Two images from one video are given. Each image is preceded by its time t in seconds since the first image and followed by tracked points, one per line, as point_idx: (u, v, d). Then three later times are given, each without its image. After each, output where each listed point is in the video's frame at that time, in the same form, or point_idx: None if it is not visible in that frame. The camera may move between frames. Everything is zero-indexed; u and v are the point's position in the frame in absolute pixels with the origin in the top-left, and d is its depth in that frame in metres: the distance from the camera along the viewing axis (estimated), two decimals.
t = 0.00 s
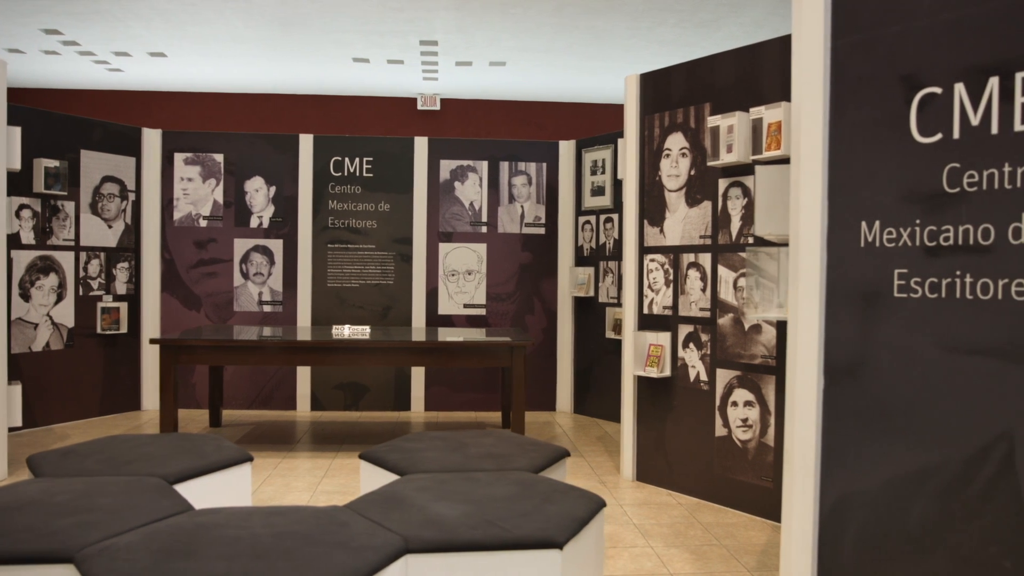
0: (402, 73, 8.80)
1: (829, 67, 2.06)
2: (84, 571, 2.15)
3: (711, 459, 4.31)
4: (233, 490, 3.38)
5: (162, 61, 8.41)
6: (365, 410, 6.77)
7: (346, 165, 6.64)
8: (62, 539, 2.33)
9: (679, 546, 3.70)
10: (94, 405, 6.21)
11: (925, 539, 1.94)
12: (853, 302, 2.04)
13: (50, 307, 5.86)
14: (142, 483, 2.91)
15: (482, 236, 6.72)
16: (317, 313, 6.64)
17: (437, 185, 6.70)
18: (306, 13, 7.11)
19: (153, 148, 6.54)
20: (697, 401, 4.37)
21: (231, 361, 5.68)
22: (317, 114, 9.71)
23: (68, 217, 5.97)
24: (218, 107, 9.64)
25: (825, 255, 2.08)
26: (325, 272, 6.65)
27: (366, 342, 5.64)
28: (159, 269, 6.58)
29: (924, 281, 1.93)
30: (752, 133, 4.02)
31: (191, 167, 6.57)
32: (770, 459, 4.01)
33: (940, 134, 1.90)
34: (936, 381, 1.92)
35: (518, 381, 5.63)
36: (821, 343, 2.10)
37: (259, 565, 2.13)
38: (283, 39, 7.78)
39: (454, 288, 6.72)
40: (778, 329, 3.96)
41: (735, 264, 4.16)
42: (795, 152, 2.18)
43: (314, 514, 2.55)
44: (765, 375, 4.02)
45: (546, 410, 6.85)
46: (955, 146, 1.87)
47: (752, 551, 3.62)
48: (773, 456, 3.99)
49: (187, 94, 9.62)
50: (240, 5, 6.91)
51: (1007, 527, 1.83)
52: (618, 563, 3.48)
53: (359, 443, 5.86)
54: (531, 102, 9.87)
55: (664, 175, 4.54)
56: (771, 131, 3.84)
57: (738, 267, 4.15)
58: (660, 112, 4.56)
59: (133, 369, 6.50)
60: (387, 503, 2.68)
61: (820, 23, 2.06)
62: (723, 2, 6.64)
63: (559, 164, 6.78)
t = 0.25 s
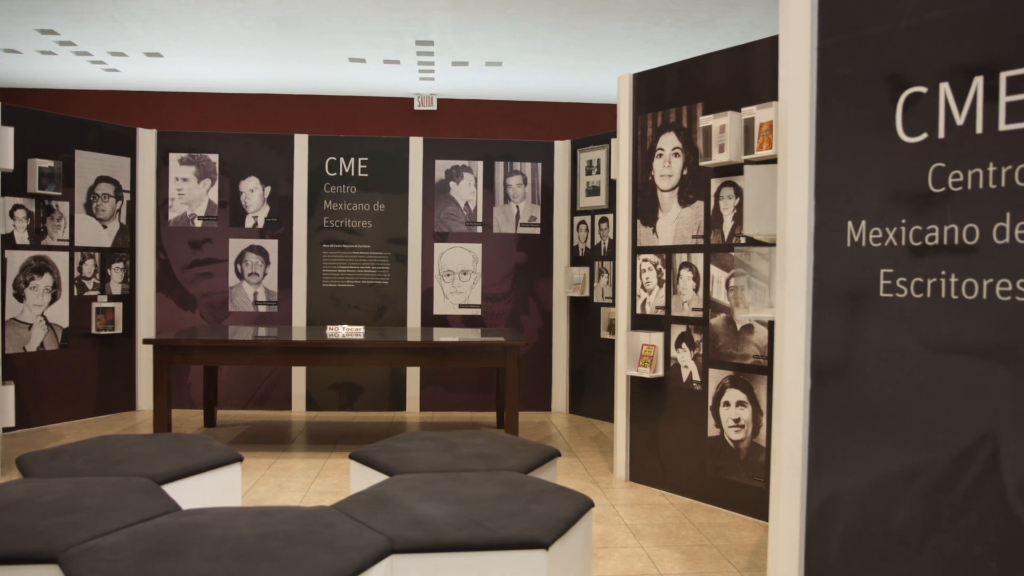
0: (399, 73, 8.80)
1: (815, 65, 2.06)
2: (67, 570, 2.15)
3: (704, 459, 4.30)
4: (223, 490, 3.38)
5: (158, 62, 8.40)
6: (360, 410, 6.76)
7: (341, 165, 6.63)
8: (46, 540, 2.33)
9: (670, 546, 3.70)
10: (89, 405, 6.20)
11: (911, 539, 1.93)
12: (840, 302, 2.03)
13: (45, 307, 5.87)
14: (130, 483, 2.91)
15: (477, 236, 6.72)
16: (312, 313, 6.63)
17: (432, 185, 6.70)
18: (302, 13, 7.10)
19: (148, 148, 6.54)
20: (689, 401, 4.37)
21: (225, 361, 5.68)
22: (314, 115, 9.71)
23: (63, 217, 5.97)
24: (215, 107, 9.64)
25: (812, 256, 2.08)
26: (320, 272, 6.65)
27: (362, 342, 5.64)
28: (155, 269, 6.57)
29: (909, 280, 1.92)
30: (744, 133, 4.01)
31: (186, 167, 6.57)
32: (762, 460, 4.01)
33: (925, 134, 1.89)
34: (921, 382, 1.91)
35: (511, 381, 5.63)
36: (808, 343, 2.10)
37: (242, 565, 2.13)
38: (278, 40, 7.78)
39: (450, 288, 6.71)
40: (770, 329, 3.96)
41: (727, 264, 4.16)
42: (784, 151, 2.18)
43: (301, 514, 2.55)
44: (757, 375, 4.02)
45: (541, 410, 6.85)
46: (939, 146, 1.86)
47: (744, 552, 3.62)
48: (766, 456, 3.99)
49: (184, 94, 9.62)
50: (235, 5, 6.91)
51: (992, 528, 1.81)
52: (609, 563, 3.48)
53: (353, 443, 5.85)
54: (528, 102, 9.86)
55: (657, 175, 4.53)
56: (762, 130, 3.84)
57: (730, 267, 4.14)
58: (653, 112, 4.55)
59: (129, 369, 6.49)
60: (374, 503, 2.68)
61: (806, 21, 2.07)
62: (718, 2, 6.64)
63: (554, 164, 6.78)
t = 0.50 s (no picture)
0: (396, 72, 8.79)
1: (801, 64, 2.05)
2: (52, 570, 2.15)
3: (697, 459, 4.30)
4: (213, 491, 3.38)
5: (154, 61, 8.40)
6: (356, 409, 6.76)
7: (336, 165, 6.63)
8: (32, 540, 2.33)
9: (661, 546, 3.69)
10: (85, 405, 6.20)
11: (897, 539, 1.91)
12: (827, 303, 2.02)
13: (40, 307, 5.87)
14: (119, 483, 2.90)
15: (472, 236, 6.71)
16: (307, 313, 6.63)
17: (427, 185, 6.70)
18: (297, 13, 7.10)
19: (143, 148, 6.53)
20: (682, 400, 4.36)
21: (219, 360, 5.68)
22: (311, 115, 9.70)
23: (58, 217, 5.97)
24: (212, 107, 9.64)
25: (799, 257, 2.07)
26: (316, 272, 6.64)
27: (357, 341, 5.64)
28: (150, 269, 6.57)
29: (895, 280, 1.91)
30: (736, 133, 4.00)
31: (181, 167, 6.57)
32: (754, 459, 4.00)
33: (910, 134, 1.88)
34: (907, 382, 1.90)
35: (505, 381, 5.63)
36: (796, 344, 2.09)
37: (227, 565, 2.12)
38: (274, 39, 7.77)
39: (445, 288, 6.71)
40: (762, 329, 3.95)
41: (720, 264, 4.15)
42: (771, 151, 2.17)
43: (288, 514, 2.55)
44: (749, 375, 4.01)
45: (537, 410, 6.84)
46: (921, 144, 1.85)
47: (735, 552, 3.61)
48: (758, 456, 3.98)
49: (181, 94, 9.62)
50: (231, 5, 6.90)
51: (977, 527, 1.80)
52: (600, 563, 3.47)
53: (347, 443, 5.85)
54: (525, 102, 9.86)
55: (650, 174, 4.53)
56: (754, 129, 3.83)
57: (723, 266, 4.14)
58: (646, 112, 4.55)
59: (124, 369, 6.48)
60: (362, 503, 2.68)
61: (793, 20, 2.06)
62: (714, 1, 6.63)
63: (549, 164, 6.77)
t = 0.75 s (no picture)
0: (392, 73, 8.79)
1: (788, 63, 2.02)
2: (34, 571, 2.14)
3: (690, 459, 4.29)
4: (203, 491, 3.38)
5: (150, 62, 8.39)
6: (351, 410, 6.76)
7: (331, 165, 6.63)
8: (16, 541, 2.32)
9: (652, 546, 3.69)
10: (80, 405, 6.20)
11: (882, 539, 1.90)
12: (813, 303, 2.00)
13: (34, 307, 5.87)
14: (106, 483, 2.90)
15: (468, 236, 6.71)
16: (303, 313, 6.63)
17: (422, 185, 6.70)
18: (293, 13, 7.09)
19: (138, 148, 6.53)
20: (675, 400, 4.36)
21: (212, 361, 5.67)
22: (308, 115, 9.70)
23: (52, 217, 5.97)
24: (209, 107, 9.65)
25: (785, 255, 2.05)
26: (311, 272, 6.64)
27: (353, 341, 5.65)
28: (145, 269, 6.57)
29: (881, 280, 1.89)
30: (728, 133, 3.99)
31: (176, 167, 6.57)
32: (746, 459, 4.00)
33: (896, 133, 1.86)
34: (893, 382, 1.88)
35: (499, 381, 5.62)
36: (782, 344, 2.06)
37: (210, 565, 2.12)
38: (270, 39, 7.77)
39: (440, 288, 6.71)
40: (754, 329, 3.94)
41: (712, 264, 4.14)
42: (759, 152, 2.14)
43: (274, 514, 2.54)
44: (742, 375, 4.00)
45: (532, 410, 6.84)
46: (903, 143, 1.85)
47: (726, 552, 3.61)
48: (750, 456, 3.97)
49: (178, 94, 9.63)
50: (226, 5, 6.89)
51: (962, 529, 1.78)
52: (591, 563, 3.47)
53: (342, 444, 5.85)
54: (522, 102, 9.86)
55: (642, 174, 4.53)
56: (746, 129, 3.82)
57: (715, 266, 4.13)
58: (639, 112, 4.55)
59: (119, 370, 6.48)
60: (349, 503, 2.67)
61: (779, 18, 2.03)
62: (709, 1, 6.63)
63: (544, 164, 6.77)
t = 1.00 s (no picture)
0: (389, 73, 8.79)
1: (773, 62, 2.02)
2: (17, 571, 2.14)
3: (682, 459, 4.29)
4: (192, 491, 3.38)
5: (146, 62, 8.39)
6: (346, 409, 6.76)
7: (326, 165, 6.62)
8: None
9: (643, 546, 3.68)
10: (74, 406, 6.20)
11: (866, 540, 1.90)
12: (801, 303, 2.00)
13: (28, 308, 5.87)
14: (94, 483, 2.90)
15: (463, 236, 6.71)
16: (298, 313, 6.63)
17: (417, 185, 6.69)
18: (289, 13, 7.09)
19: (133, 148, 6.52)
20: (667, 400, 4.35)
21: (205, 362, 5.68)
22: (305, 115, 9.70)
23: (47, 218, 5.97)
24: (205, 107, 9.65)
25: (772, 255, 2.04)
26: (306, 272, 6.64)
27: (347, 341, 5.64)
28: (140, 269, 6.56)
29: (866, 280, 1.89)
30: (720, 132, 3.98)
31: (171, 167, 6.57)
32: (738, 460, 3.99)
33: (880, 132, 1.86)
34: (880, 381, 1.88)
35: (493, 381, 5.62)
36: (769, 344, 2.05)
37: (193, 565, 2.12)
38: (266, 40, 7.76)
39: (435, 288, 6.70)
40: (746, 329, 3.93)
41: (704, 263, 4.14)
42: (745, 150, 2.13)
43: (260, 514, 2.54)
44: (733, 375, 4.00)
45: (527, 410, 6.84)
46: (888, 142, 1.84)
47: (717, 552, 3.60)
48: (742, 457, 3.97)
49: (175, 94, 9.63)
50: (221, 5, 6.89)
51: (949, 531, 1.78)
52: (581, 563, 3.47)
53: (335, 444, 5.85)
54: (519, 102, 9.86)
55: (635, 174, 4.52)
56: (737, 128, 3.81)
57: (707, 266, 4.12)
58: (632, 111, 4.54)
59: (114, 370, 6.48)
60: (336, 504, 2.67)
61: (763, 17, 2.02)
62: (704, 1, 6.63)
63: (540, 164, 6.77)
